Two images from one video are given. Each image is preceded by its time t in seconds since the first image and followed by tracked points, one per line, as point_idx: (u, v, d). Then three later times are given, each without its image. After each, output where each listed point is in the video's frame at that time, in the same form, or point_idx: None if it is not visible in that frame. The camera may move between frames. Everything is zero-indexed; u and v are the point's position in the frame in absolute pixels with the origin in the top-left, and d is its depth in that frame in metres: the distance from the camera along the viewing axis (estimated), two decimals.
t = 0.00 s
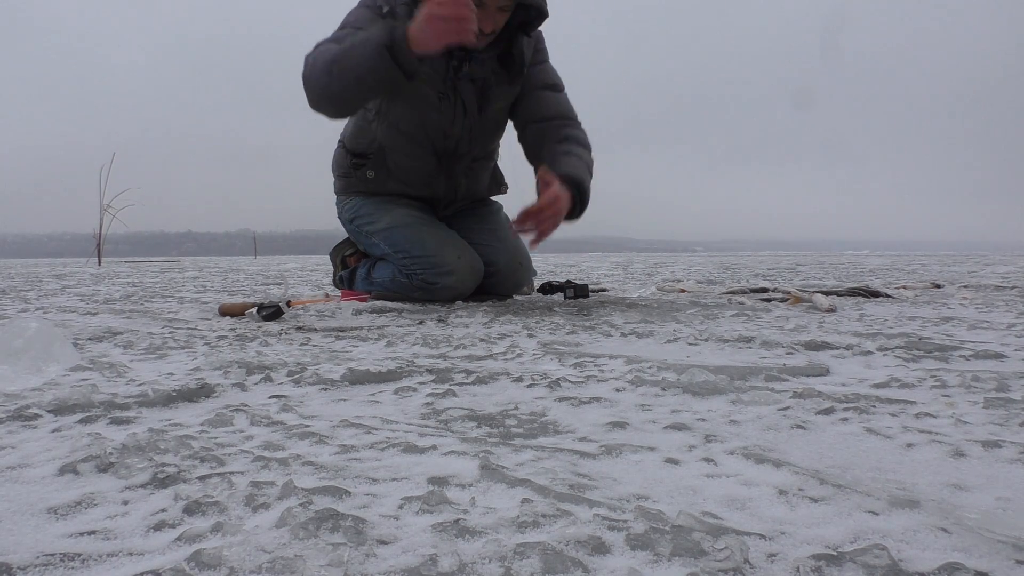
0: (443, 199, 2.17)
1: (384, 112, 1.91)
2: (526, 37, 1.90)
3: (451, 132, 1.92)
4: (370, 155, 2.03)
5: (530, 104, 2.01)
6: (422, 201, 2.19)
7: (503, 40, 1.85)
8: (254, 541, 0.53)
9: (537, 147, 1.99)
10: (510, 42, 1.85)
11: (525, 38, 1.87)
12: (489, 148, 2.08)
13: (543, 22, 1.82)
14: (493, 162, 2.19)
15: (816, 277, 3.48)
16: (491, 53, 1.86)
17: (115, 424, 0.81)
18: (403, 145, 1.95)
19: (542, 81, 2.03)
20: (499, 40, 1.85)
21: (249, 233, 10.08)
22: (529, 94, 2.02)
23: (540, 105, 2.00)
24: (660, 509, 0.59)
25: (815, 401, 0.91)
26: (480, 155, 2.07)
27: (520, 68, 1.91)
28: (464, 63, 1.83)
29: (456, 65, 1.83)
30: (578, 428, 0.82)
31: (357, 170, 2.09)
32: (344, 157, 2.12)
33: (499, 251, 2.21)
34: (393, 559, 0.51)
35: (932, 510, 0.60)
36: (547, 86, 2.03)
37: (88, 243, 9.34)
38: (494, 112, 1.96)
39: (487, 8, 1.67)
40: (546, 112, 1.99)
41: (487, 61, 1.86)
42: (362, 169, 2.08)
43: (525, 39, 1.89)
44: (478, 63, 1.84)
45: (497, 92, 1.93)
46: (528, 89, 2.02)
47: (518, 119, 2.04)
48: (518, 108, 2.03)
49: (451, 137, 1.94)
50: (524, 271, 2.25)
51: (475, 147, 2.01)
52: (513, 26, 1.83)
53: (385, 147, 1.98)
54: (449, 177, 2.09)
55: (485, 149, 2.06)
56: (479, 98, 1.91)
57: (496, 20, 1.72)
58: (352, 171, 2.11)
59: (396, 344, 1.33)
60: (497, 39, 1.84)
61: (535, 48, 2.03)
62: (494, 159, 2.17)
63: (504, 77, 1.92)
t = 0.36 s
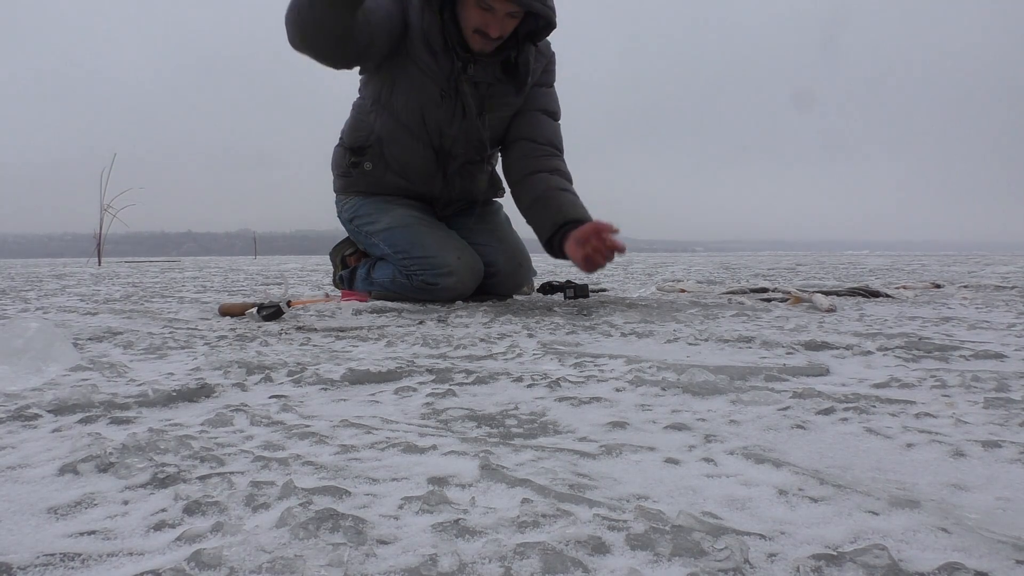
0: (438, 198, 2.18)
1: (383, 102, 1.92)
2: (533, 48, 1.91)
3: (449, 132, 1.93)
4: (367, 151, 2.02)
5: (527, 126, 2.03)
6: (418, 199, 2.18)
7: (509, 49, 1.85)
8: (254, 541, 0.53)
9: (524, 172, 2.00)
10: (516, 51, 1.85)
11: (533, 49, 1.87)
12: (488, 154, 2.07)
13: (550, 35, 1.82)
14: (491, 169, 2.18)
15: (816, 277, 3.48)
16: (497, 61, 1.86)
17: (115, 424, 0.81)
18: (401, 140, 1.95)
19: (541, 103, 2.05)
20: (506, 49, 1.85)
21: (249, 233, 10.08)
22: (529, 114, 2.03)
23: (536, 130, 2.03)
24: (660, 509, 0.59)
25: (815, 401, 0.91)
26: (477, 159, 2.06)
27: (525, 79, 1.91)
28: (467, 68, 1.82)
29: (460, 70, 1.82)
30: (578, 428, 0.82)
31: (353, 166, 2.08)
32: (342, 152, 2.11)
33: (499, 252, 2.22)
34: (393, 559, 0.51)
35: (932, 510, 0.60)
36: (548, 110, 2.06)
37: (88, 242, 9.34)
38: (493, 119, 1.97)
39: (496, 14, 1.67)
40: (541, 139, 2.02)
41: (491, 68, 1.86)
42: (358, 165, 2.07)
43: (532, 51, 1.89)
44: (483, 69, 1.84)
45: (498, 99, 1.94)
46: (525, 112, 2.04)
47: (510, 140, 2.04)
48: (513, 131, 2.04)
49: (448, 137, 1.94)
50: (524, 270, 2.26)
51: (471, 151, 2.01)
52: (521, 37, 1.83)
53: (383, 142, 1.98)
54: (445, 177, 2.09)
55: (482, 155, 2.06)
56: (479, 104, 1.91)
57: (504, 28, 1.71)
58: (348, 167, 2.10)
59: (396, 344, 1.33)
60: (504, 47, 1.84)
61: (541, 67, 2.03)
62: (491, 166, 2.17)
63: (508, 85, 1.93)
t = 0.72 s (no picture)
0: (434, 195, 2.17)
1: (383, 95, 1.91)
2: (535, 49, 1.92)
3: (448, 128, 1.93)
4: (365, 145, 2.01)
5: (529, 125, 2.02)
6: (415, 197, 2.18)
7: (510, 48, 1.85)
8: (254, 542, 0.53)
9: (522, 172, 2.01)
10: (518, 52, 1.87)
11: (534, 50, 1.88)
12: (485, 152, 2.08)
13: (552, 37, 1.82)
14: (489, 168, 2.19)
15: (816, 277, 3.48)
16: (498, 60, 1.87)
17: (115, 424, 0.81)
18: (400, 134, 1.94)
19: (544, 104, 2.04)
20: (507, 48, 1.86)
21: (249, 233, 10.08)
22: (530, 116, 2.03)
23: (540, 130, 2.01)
24: (660, 509, 0.59)
25: (815, 401, 0.91)
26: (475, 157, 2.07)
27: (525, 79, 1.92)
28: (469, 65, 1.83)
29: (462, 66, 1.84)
30: (578, 428, 0.82)
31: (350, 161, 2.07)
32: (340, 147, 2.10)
33: (498, 252, 2.22)
34: (393, 559, 0.51)
35: (932, 510, 0.60)
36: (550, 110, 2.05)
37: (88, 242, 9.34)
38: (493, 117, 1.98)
39: (497, 14, 1.67)
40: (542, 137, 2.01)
41: (492, 67, 1.87)
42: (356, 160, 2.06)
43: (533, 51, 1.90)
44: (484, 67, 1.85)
45: (498, 97, 1.94)
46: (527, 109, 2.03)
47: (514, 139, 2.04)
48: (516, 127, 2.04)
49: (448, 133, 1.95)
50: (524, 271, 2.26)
51: (469, 148, 2.02)
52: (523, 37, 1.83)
53: (381, 136, 1.96)
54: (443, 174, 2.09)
55: (480, 152, 2.06)
56: (480, 101, 1.92)
57: (505, 28, 1.72)
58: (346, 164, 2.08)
59: (396, 344, 1.33)
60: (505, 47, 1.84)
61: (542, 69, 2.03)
62: (488, 166, 2.17)
63: (508, 83, 1.94)
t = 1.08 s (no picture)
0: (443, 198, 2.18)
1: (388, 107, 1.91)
2: (537, 42, 1.87)
3: (458, 133, 1.94)
4: (372, 151, 2.03)
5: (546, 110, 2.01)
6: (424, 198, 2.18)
7: (513, 45, 1.81)
8: (254, 542, 0.53)
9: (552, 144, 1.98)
10: (520, 49, 1.82)
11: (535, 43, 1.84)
12: (494, 151, 2.08)
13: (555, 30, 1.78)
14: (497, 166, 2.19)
15: (816, 277, 3.48)
16: (502, 59, 1.83)
17: (115, 424, 0.81)
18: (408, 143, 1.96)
19: (553, 85, 2.02)
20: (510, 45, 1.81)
21: (249, 233, 10.09)
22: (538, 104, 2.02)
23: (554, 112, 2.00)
24: (661, 509, 0.59)
25: (815, 401, 0.91)
26: (485, 156, 2.07)
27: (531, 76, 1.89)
28: (473, 68, 1.81)
29: (466, 69, 1.81)
30: (578, 428, 0.82)
31: (356, 166, 2.09)
32: (343, 150, 2.11)
33: (499, 251, 2.22)
34: (393, 559, 0.51)
35: (932, 510, 0.59)
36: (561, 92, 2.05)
37: (88, 242, 9.35)
38: (502, 116, 1.96)
39: (499, 15, 1.63)
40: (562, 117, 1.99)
41: (496, 68, 1.84)
42: (362, 164, 2.07)
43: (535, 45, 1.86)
44: (488, 68, 1.82)
45: (506, 97, 1.91)
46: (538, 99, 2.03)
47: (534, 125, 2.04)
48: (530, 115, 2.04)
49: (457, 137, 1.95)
50: (524, 270, 2.26)
51: (480, 148, 2.02)
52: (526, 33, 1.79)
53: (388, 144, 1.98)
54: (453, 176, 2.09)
55: (490, 151, 2.06)
56: (487, 102, 1.90)
57: (507, 26, 1.67)
58: (351, 167, 2.10)
59: (396, 344, 1.33)
60: (507, 45, 1.81)
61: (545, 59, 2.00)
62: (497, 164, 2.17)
63: (514, 83, 1.90)
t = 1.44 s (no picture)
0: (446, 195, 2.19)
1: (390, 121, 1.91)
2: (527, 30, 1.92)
3: (460, 134, 1.95)
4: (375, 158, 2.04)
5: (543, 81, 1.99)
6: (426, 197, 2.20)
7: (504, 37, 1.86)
8: (254, 542, 0.53)
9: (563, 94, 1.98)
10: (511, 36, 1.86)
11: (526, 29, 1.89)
12: (495, 144, 2.10)
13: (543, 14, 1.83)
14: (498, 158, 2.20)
15: (816, 277, 3.48)
16: (496, 51, 1.86)
17: (115, 424, 0.81)
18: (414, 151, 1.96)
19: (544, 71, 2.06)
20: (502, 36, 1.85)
21: (249, 233, 10.09)
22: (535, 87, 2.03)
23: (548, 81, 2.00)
24: (661, 509, 0.59)
25: (815, 401, 0.91)
26: (488, 151, 2.09)
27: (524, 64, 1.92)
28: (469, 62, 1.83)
29: (463, 65, 1.83)
30: (578, 429, 0.82)
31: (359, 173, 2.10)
32: (342, 154, 2.12)
33: (499, 251, 2.22)
34: (393, 559, 0.51)
35: (932, 510, 0.60)
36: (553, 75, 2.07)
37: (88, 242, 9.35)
38: (500, 104, 1.99)
39: (492, 8, 1.66)
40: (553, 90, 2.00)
41: (492, 61, 1.87)
42: (364, 168, 2.08)
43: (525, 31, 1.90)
44: (484, 61, 1.85)
45: (502, 86, 1.95)
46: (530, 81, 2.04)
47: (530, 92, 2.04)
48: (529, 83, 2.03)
49: (461, 138, 1.96)
50: (524, 270, 2.26)
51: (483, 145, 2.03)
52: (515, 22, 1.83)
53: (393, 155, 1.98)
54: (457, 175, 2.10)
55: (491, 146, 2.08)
56: (484, 93, 1.93)
57: (500, 18, 1.71)
58: (353, 171, 2.11)
59: (396, 344, 1.33)
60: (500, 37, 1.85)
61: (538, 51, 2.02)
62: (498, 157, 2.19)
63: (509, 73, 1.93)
